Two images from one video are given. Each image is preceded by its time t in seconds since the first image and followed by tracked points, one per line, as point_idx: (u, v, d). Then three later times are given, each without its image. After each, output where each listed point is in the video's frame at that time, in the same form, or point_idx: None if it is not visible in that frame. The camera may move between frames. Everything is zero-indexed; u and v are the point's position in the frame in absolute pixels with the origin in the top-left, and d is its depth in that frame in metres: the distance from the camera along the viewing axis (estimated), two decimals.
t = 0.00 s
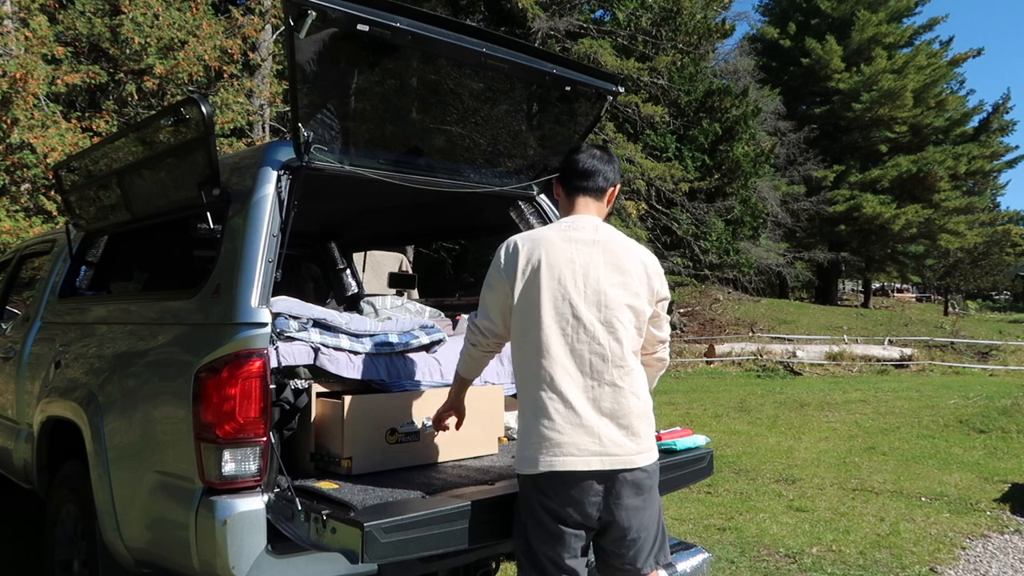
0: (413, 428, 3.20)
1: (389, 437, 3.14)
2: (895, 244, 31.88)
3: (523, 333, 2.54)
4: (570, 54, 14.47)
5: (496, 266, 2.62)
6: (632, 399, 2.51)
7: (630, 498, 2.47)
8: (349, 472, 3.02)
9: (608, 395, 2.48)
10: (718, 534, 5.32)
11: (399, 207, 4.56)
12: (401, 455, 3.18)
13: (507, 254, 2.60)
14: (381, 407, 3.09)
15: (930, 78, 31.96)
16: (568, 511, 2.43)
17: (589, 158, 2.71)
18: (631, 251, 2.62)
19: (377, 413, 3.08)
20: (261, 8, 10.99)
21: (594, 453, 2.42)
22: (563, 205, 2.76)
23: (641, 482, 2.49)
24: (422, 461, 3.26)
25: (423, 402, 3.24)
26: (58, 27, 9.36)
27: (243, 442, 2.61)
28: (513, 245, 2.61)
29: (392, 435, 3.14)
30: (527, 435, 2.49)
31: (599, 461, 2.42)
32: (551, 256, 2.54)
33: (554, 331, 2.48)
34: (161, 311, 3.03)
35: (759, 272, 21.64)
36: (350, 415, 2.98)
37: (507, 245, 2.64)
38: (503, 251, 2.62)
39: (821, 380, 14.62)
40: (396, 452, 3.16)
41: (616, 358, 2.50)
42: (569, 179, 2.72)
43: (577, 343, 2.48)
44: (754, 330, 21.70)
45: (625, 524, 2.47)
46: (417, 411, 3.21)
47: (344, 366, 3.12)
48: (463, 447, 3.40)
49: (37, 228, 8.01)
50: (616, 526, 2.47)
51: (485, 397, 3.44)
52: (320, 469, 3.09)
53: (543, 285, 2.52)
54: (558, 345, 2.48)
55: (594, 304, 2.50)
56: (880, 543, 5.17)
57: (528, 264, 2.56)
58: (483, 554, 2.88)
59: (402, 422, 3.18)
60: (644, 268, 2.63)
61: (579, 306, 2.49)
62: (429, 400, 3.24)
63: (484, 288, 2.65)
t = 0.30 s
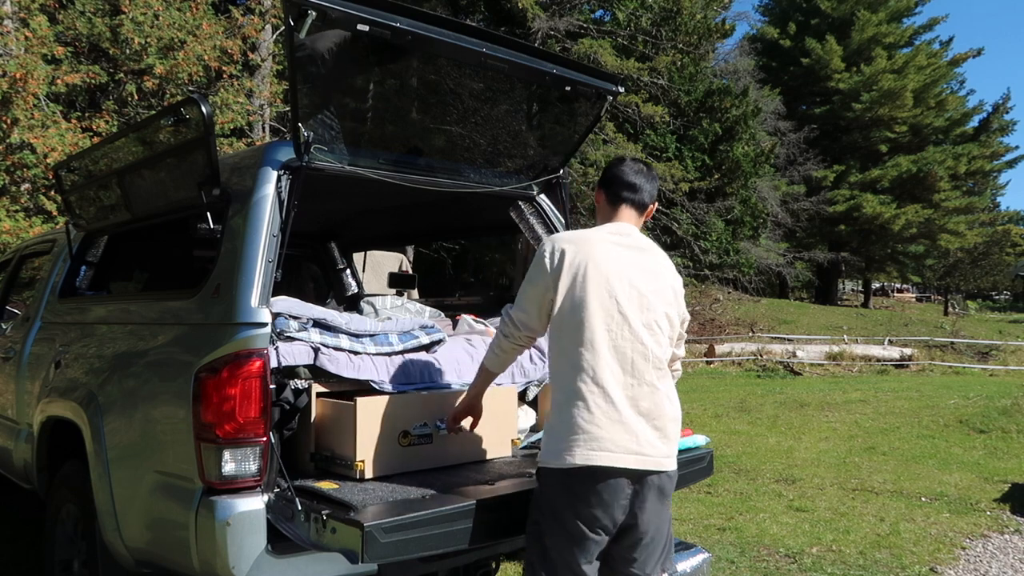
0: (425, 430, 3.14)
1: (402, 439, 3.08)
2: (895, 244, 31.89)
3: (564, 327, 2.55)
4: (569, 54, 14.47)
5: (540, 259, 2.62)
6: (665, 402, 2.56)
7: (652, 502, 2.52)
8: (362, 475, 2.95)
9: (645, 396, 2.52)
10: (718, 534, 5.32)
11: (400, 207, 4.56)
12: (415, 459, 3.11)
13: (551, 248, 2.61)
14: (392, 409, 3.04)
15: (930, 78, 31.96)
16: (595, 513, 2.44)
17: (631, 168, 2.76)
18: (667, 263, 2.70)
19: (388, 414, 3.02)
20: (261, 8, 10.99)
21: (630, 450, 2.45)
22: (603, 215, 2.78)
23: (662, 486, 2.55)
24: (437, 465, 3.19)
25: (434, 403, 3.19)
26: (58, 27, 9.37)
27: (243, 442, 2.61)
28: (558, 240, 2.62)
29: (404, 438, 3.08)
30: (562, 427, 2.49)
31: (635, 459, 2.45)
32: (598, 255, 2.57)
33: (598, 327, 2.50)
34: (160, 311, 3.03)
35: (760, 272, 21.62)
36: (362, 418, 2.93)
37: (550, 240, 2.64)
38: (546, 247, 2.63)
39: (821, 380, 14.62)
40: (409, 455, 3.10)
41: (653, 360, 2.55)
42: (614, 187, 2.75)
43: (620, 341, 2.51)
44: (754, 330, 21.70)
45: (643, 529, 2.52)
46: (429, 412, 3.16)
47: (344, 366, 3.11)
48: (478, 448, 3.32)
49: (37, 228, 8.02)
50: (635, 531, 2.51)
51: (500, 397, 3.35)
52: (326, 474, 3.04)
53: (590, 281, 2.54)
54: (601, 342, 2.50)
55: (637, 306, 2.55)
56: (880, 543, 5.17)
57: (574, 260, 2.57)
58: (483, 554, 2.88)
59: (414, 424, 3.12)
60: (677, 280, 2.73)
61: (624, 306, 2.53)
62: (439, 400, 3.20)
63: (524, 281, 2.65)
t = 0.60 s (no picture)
0: (436, 433, 3.10)
1: (413, 442, 3.02)
2: (895, 244, 31.89)
3: (604, 332, 2.55)
4: (570, 54, 14.46)
5: (574, 265, 2.62)
6: (708, 401, 2.59)
7: (701, 502, 2.59)
8: (372, 479, 2.90)
9: (689, 396, 2.54)
10: (718, 534, 5.32)
11: (400, 207, 4.56)
12: (425, 460, 3.06)
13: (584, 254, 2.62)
14: (404, 411, 2.98)
15: (930, 78, 31.97)
16: (650, 513, 2.48)
17: (661, 167, 2.82)
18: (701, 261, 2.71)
19: (400, 416, 2.97)
20: (261, 9, 10.98)
21: (678, 451, 2.47)
22: (636, 215, 2.83)
23: (708, 484, 2.61)
24: (447, 467, 3.14)
25: (446, 404, 3.14)
26: (58, 27, 9.38)
27: (243, 442, 2.62)
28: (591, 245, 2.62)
29: (416, 440, 3.03)
30: (610, 431, 2.50)
31: (684, 460, 2.47)
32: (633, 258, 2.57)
33: (639, 331, 2.51)
34: (161, 311, 3.04)
35: (760, 272, 21.60)
36: (373, 420, 2.87)
37: (582, 246, 2.64)
38: (579, 252, 2.63)
39: (821, 380, 14.62)
40: (419, 457, 3.05)
41: (694, 361, 2.57)
42: (648, 186, 2.80)
43: (661, 343, 2.52)
44: (754, 330, 21.70)
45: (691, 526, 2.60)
46: (441, 414, 3.11)
47: (344, 366, 3.10)
48: (486, 449, 3.27)
49: (36, 228, 8.02)
50: (683, 528, 2.60)
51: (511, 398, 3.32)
52: (337, 475, 3.00)
53: (627, 286, 2.54)
54: (643, 345, 2.51)
55: (676, 307, 2.56)
56: (880, 543, 5.17)
57: (609, 265, 2.57)
58: (484, 554, 2.88)
59: (425, 426, 3.07)
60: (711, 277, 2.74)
61: (664, 308, 2.54)
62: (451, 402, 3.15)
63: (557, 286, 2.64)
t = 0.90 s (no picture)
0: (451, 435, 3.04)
1: (429, 445, 2.96)
2: (895, 244, 31.89)
3: (643, 340, 2.53)
4: (569, 54, 14.46)
5: (607, 272, 2.57)
6: (746, 404, 2.61)
7: (736, 502, 2.63)
8: (387, 483, 2.83)
9: (729, 401, 2.55)
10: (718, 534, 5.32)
11: (400, 207, 4.56)
12: (440, 463, 3.00)
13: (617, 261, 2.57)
14: (421, 413, 2.92)
15: (930, 78, 31.98)
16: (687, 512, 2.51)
17: (685, 166, 2.75)
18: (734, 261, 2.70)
19: (417, 418, 2.90)
20: (261, 9, 10.98)
21: (722, 457, 2.49)
22: (663, 217, 2.76)
23: (745, 485, 2.64)
24: (462, 470, 3.08)
25: (462, 406, 3.07)
26: (58, 27, 9.39)
27: (243, 442, 2.62)
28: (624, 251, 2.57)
29: (431, 442, 2.96)
30: (652, 440, 2.50)
31: (727, 464, 2.50)
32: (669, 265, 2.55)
33: (680, 340, 2.50)
34: (160, 311, 3.04)
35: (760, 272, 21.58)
36: (388, 422, 2.81)
37: (615, 252, 2.60)
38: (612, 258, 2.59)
39: (821, 380, 14.61)
40: (434, 460, 2.98)
41: (733, 365, 2.58)
42: (674, 186, 2.72)
43: (701, 350, 2.52)
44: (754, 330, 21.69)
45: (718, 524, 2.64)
46: (458, 416, 3.05)
47: (344, 366, 3.11)
48: (500, 451, 3.21)
49: (36, 228, 8.02)
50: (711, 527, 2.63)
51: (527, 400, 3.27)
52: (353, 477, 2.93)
53: (666, 294, 2.52)
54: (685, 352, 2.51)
55: (713, 313, 2.55)
56: (880, 543, 5.16)
57: (645, 273, 2.54)
58: (485, 554, 2.87)
59: (440, 429, 3.00)
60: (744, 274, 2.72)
61: (703, 316, 2.54)
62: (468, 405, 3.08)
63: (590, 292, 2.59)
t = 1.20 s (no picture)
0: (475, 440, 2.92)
1: (454, 449, 2.84)
2: (895, 244, 31.87)
3: (668, 342, 2.49)
4: (569, 54, 14.46)
5: (634, 270, 2.49)
6: (771, 408, 2.59)
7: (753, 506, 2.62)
8: (412, 489, 2.72)
9: (752, 408, 2.53)
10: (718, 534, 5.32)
11: (400, 207, 4.56)
12: (466, 470, 2.87)
13: (646, 258, 2.49)
14: (444, 417, 2.82)
15: (930, 78, 32.01)
16: (706, 516, 2.49)
17: (717, 155, 2.68)
18: (763, 259, 2.64)
19: (440, 422, 2.80)
20: (261, 9, 10.97)
21: (743, 464, 2.48)
22: (697, 211, 2.70)
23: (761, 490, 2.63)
24: (488, 477, 2.96)
25: (485, 410, 2.96)
26: (58, 27, 9.39)
27: (243, 442, 2.61)
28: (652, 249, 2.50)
29: (456, 447, 2.84)
30: (674, 445, 2.48)
31: (747, 472, 2.49)
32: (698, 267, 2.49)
33: (707, 345, 2.47)
34: (160, 311, 3.04)
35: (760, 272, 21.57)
36: (412, 426, 2.71)
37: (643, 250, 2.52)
38: (639, 255, 2.51)
39: (821, 380, 14.61)
40: (460, 466, 2.85)
41: (759, 370, 2.55)
42: (709, 179, 2.66)
43: (727, 356, 2.49)
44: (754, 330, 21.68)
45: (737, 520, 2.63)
46: (481, 420, 2.94)
47: (344, 366, 3.10)
48: (524, 458, 3.10)
49: (36, 228, 8.02)
50: (730, 528, 2.64)
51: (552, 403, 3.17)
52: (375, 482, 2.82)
53: (693, 297, 2.47)
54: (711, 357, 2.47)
55: (740, 317, 2.52)
56: (880, 543, 5.16)
57: (674, 273, 2.48)
58: (485, 554, 2.87)
59: (464, 433, 2.88)
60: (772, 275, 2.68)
61: (729, 320, 2.50)
62: (490, 409, 2.97)
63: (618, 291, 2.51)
